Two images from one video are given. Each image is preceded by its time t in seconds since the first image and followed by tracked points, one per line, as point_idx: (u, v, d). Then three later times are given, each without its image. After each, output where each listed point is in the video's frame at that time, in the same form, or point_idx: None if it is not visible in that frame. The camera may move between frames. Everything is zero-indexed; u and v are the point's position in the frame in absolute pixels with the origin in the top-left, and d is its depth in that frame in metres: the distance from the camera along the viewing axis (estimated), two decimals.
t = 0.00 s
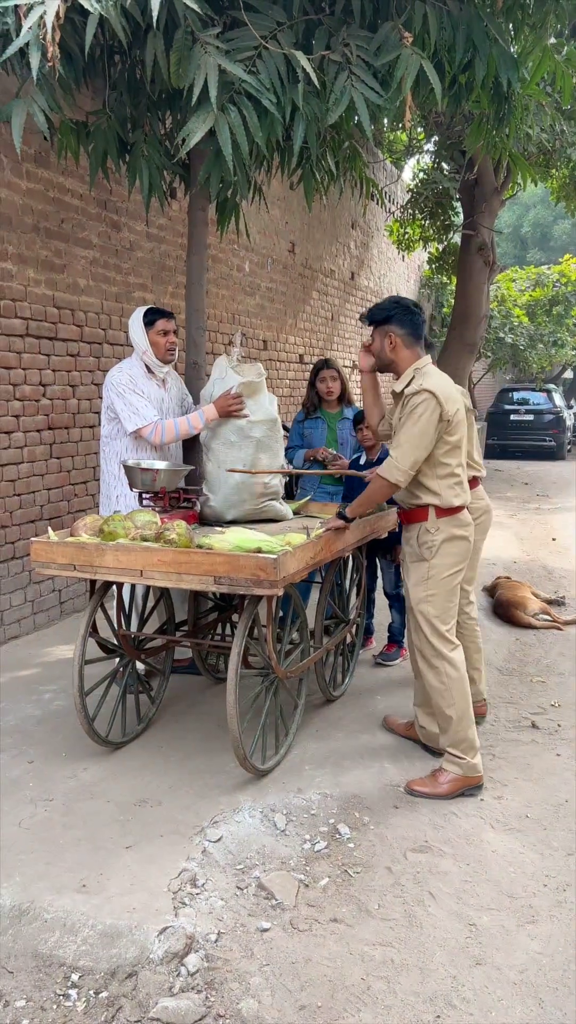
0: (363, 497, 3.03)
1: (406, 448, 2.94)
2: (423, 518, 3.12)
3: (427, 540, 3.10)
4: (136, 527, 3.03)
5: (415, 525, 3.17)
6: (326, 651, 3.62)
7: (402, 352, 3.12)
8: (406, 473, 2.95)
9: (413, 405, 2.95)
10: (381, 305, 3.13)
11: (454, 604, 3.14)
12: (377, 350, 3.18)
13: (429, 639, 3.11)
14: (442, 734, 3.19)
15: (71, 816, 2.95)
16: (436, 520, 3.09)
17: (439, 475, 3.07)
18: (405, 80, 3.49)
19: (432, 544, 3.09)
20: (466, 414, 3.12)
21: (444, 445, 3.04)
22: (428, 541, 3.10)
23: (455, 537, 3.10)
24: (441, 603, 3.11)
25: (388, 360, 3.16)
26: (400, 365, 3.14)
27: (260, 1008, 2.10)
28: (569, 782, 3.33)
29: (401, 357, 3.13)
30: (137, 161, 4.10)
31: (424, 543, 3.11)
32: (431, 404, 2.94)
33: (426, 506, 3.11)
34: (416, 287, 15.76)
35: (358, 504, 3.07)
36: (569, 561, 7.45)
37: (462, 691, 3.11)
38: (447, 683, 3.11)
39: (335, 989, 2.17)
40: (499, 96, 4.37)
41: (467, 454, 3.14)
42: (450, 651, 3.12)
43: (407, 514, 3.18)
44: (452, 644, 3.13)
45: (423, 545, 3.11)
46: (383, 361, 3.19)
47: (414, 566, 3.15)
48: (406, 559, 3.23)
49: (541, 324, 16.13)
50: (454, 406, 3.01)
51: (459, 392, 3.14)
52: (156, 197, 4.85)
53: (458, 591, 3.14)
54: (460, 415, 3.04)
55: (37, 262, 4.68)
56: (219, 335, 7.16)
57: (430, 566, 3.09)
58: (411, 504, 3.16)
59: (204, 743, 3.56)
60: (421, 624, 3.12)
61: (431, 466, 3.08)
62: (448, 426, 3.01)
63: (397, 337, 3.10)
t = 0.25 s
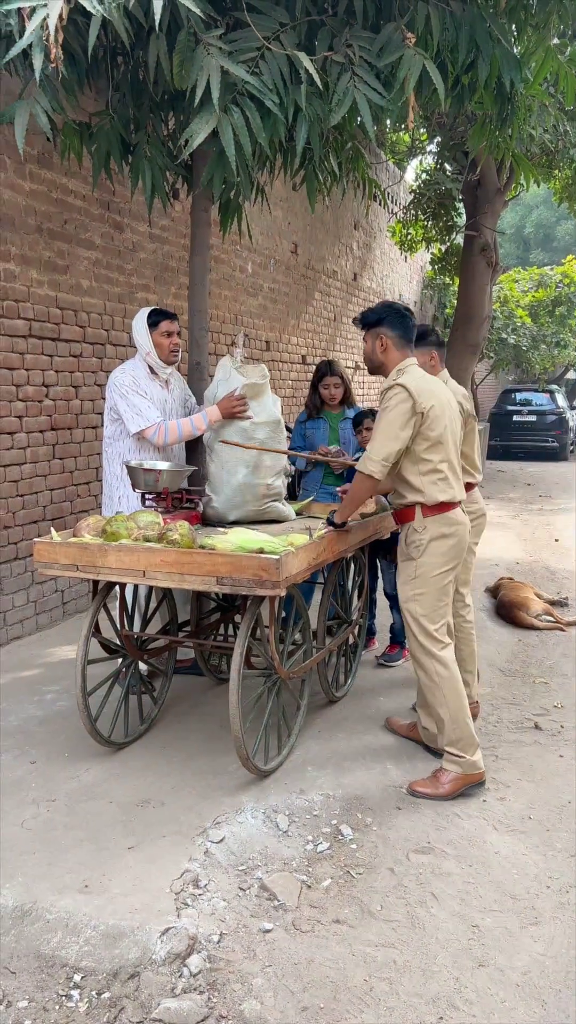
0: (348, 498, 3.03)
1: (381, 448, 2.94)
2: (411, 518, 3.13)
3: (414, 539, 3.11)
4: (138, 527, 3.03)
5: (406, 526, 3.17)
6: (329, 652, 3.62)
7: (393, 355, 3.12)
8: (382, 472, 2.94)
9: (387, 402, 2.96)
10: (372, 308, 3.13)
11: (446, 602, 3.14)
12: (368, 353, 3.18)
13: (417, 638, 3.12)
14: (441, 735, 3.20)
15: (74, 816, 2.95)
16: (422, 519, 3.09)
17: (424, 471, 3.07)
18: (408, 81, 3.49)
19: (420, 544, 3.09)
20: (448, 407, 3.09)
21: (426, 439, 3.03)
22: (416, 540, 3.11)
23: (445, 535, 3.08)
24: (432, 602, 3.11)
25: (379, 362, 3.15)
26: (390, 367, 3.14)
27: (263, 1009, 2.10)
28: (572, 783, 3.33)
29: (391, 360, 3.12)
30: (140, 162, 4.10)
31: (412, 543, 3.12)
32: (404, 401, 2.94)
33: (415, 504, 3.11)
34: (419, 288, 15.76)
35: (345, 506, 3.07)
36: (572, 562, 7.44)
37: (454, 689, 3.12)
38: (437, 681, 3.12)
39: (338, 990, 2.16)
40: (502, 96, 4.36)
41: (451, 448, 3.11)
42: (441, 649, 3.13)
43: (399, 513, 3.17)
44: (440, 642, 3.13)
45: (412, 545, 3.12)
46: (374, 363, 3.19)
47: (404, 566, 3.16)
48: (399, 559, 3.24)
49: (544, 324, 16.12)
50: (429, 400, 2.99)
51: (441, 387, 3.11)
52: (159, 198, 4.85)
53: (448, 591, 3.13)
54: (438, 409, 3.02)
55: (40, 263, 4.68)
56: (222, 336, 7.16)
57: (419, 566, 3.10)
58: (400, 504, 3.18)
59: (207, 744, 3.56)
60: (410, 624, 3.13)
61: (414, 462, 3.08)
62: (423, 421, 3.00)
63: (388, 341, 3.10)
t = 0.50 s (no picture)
0: (347, 503, 3.01)
1: (375, 448, 2.92)
2: (413, 518, 3.12)
3: (414, 540, 3.10)
4: (142, 528, 3.02)
5: (408, 527, 3.16)
6: (332, 654, 3.61)
7: (374, 365, 3.12)
8: (379, 471, 2.92)
9: (372, 407, 2.95)
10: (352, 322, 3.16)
11: (438, 605, 3.13)
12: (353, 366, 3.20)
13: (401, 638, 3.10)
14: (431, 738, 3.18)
15: (77, 817, 2.95)
16: (424, 519, 3.08)
17: (418, 469, 3.06)
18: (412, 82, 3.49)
19: (420, 544, 3.08)
20: (433, 402, 3.09)
21: (415, 438, 3.03)
22: (415, 540, 3.10)
23: (446, 535, 3.07)
24: (425, 604, 3.09)
25: (363, 374, 3.16)
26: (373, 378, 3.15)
27: (266, 1010, 2.10)
28: None
29: (374, 370, 3.12)
30: (144, 163, 4.10)
31: (412, 545, 3.11)
32: (388, 401, 2.94)
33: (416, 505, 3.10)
34: (422, 289, 15.76)
35: (344, 511, 3.05)
36: None
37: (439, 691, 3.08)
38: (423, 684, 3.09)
39: (341, 992, 2.16)
40: (506, 96, 4.36)
41: (441, 442, 3.10)
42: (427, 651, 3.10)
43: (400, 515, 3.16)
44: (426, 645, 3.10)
45: (411, 545, 3.11)
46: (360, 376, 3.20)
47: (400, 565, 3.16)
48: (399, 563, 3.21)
49: (547, 326, 16.10)
50: (412, 396, 2.99)
51: (423, 385, 3.11)
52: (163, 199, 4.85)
53: (440, 592, 3.11)
54: (422, 404, 3.02)
55: (44, 265, 4.68)
56: (225, 337, 7.17)
57: (416, 565, 3.08)
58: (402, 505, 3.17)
59: (210, 745, 3.56)
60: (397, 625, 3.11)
61: (406, 461, 3.07)
62: (410, 418, 2.99)
63: (369, 352, 3.10)
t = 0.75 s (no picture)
0: (348, 510, 3.02)
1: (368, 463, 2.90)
2: (417, 525, 3.10)
3: (420, 548, 3.07)
4: (144, 530, 3.02)
5: (411, 534, 3.15)
6: (335, 656, 3.61)
7: (352, 377, 3.10)
8: (377, 483, 2.90)
9: (358, 424, 2.91)
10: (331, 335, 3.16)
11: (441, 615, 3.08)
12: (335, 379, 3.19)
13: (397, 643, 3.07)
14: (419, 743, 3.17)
15: (80, 820, 2.95)
16: (430, 525, 3.07)
17: (414, 475, 3.05)
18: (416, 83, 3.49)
19: (426, 551, 3.05)
20: (417, 406, 3.06)
21: (405, 446, 3.00)
22: (421, 548, 3.07)
23: (452, 542, 3.06)
24: (427, 613, 3.05)
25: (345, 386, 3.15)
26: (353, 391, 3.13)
27: (270, 1013, 2.09)
28: None
29: (353, 382, 3.11)
30: (148, 165, 4.11)
31: (418, 551, 3.07)
32: (373, 416, 2.90)
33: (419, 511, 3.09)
34: (425, 291, 15.75)
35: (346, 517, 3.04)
36: None
37: (426, 703, 3.05)
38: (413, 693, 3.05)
39: (345, 994, 2.16)
40: (510, 98, 4.36)
41: (432, 444, 3.08)
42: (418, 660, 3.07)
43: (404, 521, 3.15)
44: (418, 656, 3.07)
45: (416, 552, 3.08)
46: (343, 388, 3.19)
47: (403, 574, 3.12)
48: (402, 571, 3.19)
49: (551, 327, 16.08)
50: (397, 407, 2.95)
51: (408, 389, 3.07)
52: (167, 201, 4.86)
53: (444, 604, 3.07)
54: (408, 412, 2.99)
55: (48, 266, 4.69)
56: (228, 339, 7.17)
57: (423, 573, 3.04)
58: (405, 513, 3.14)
59: (214, 746, 3.56)
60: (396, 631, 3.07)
61: (399, 469, 3.05)
62: (397, 428, 2.96)
63: (347, 365, 3.08)
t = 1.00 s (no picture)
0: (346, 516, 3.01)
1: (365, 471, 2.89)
2: (411, 533, 3.09)
3: (413, 555, 3.06)
4: (143, 533, 3.02)
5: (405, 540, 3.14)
6: (337, 660, 3.60)
7: (351, 375, 3.10)
8: (374, 490, 2.89)
9: (357, 430, 2.90)
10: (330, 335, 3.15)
11: (432, 623, 3.08)
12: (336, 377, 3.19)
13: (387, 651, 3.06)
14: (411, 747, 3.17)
15: (84, 821, 2.95)
16: (423, 532, 3.06)
17: (411, 482, 3.04)
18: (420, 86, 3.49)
19: (419, 559, 3.04)
20: (415, 412, 3.04)
21: (403, 454, 2.99)
22: (414, 555, 3.06)
23: (445, 550, 3.05)
24: (418, 621, 3.04)
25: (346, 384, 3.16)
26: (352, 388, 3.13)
27: (273, 1015, 2.09)
28: None
29: (353, 380, 3.11)
30: (152, 168, 4.12)
31: (410, 559, 3.07)
32: (371, 422, 2.89)
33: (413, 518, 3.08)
34: (430, 293, 15.75)
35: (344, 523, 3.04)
36: None
37: (419, 710, 3.05)
38: (405, 700, 3.05)
39: (348, 997, 2.15)
40: (514, 100, 4.36)
41: (430, 452, 3.07)
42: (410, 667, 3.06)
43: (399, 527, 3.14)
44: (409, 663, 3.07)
45: (409, 559, 3.08)
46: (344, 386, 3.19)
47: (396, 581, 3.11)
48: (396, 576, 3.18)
49: (556, 329, 16.07)
50: (395, 414, 2.94)
51: (406, 394, 3.06)
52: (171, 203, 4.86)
53: (435, 611, 3.07)
54: (406, 419, 2.98)
55: (52, 269, 4.70)
56: (232, 341, 7.18)
57: (415, 582, 3.03)
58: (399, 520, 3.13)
59: (217, 749, 3.56)
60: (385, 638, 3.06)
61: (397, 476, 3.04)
62: (395, 435, 2.95)
63: (346, 364, 3.09)
